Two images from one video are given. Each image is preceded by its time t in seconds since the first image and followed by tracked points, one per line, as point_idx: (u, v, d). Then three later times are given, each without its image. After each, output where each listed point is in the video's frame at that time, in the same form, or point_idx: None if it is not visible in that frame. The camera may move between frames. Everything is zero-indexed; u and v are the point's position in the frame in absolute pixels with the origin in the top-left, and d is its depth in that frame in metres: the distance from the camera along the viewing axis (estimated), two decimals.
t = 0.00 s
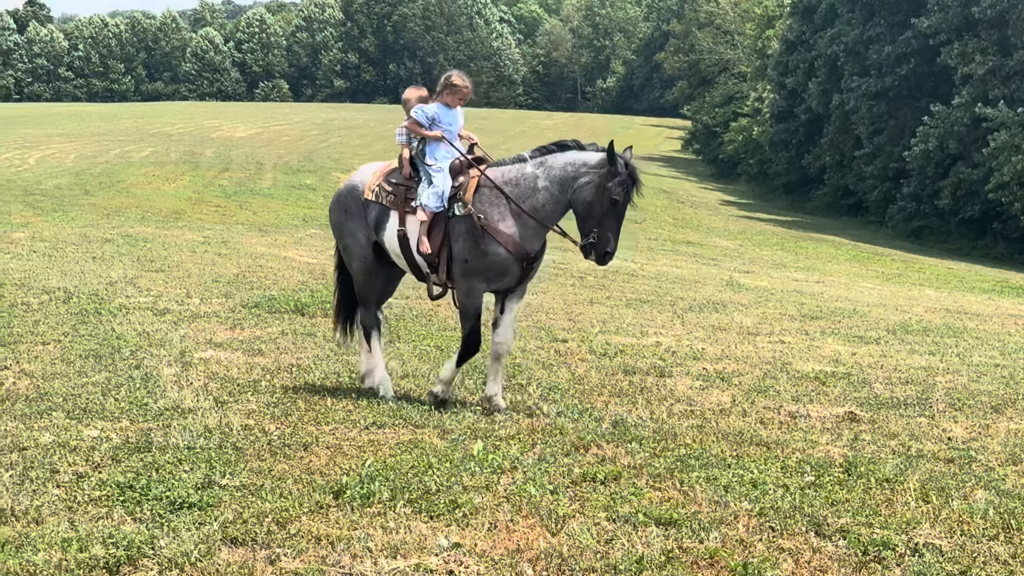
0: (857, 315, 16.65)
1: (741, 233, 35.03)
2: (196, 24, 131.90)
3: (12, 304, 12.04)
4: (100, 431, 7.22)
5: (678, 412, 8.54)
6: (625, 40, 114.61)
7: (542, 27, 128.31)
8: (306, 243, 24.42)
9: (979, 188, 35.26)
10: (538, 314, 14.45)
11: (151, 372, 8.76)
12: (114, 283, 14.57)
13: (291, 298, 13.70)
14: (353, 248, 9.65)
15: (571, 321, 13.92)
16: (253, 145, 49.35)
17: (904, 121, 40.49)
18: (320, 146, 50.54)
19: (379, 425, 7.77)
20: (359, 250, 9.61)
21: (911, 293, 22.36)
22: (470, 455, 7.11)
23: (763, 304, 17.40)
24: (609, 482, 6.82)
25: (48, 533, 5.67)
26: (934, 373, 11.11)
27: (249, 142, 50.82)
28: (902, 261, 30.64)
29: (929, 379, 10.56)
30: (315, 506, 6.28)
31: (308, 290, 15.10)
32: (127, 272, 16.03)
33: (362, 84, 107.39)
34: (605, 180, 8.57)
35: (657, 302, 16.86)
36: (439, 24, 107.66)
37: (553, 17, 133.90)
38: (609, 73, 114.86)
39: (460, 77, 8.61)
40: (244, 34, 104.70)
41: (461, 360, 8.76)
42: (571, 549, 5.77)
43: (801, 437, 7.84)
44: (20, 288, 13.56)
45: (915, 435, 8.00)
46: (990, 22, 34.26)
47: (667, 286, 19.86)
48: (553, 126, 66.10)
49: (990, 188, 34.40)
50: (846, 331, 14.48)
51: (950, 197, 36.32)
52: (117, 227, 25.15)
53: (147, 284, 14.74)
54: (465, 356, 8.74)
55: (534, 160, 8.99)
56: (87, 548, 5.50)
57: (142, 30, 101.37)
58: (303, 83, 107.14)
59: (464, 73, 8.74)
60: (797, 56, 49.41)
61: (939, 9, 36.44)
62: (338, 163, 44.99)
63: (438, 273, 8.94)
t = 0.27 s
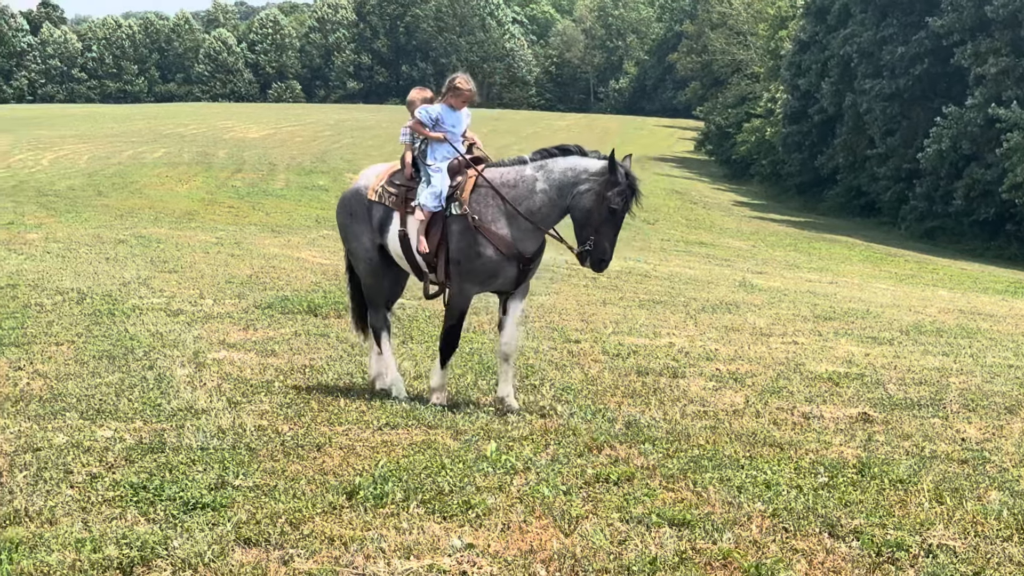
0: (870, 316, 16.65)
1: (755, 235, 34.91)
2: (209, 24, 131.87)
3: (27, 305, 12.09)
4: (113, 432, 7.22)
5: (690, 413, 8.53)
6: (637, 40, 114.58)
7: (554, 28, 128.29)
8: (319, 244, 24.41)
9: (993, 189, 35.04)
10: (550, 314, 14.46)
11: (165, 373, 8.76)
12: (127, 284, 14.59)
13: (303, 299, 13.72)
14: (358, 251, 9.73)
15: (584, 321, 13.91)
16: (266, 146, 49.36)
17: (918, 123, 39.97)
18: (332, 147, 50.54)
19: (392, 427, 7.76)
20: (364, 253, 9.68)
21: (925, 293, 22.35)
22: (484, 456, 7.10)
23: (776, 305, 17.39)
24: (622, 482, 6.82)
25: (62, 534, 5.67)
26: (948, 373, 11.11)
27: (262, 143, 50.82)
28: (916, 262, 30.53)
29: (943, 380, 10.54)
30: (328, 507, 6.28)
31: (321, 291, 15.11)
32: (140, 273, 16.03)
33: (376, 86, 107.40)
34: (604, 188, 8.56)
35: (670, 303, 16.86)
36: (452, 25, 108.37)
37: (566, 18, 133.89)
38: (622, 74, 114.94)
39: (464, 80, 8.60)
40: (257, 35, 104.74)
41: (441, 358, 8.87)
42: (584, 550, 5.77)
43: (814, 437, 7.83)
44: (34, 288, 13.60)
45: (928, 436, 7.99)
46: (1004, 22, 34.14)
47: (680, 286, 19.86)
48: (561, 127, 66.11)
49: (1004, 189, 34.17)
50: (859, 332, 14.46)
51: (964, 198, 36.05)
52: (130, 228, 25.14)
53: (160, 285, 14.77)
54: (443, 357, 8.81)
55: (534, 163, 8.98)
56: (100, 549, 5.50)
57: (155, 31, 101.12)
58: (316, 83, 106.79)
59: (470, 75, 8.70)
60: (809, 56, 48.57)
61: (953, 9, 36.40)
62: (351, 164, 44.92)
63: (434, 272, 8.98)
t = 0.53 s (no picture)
0: (885, 318, 16.62)
1: (769, 236, 34.81)
2: (224, 26, 132.11)
3: (42, 306, 12.13)
4: (128, 433, 7.24)
5: (705, 415, 8.52)
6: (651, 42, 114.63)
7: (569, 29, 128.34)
8: (333, 245, 24.46)
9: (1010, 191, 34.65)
10: (564, 316, 14.47)
11: (180, 374, 8.77)
12: (142, 286, 14.63)
13: (318, 301, 13.76)
14: (361, 252, 9.97)
15: (598, 323, 13.91)
16: (282, 148, 49.46)
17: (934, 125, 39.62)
18: (348, 148, 50.59)
19: (406, 428, 7.76)
20: (368, 254, 9.92)
21: (940, 295, 22.32)
22: (498, 458, 7.10)
23: (790, 307, 17.36)
24: (637, 484, 6.81)
25: (78, 534, 5.68)
26: (963, 375, 11.09)
27: (277, 144, 50.89)
28: (932, 264, 30.44)
29: (959, 382, 10.50)
30: (343, 508, 6.29)
31: (335, 292, 15.15)
32: (155, 275, 16.08)
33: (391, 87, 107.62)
34: (598, 196, 8.61)
35: (685, 304, 16.85)
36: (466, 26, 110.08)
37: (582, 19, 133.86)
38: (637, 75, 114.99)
39: (467, 82, 8.73)
40: (272, 36, 104.91)
41: (450, 360, 8.86)
42: (599, 551, 5.76)
43: (830, 439, 7.82)
44: (49, 289, 13.63)
45: (944, 438, 7.98)
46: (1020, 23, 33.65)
47: (695, 288, 19.85)
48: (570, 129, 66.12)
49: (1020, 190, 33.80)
50: (874, 334, 14.45)
51: (979, 200, 35.74)
52: (145, 230, 25.21)
53: (175, 286, 14.81)
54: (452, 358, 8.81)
55: (533, 166, 9.00)
56: (115, 550, 5.51)
57: (170, 33, 101.16)
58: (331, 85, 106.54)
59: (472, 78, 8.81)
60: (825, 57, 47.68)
61: (969, 11, 35.86)
62: (366, 165, 44.89)
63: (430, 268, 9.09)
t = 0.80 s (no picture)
0: (901, 320, 16.62)
1: (784, 238, 34.73)
2: (241, 30, 132.61)
3: (58, 308, 12.18)
4: (144, 435, 7.25)
5: (721, 418, 8.51)
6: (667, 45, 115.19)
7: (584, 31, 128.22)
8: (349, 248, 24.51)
9: None
10: (578, 319, 14.48)
11: (195, 377, 8.79)
12: (157, 288, 14.67)
13: (333, 303, 13.79)
14: (361, 253, 9.86)
15: (613, 326, 13.93)
16: (298, 150, 49.54)
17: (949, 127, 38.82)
18: (364, 151, 50.65)
19: (422, 431, 7.77)
20: (366, 257, 9.83)
21: (956, 298, 22.33)
22: (513, 460, 7.10)
23: (805, 309, 17.35)
24: (652, 487, 6.81)
25: (94, 536, 5.69)
26: (979, 378, 11.09)
27: (293, 147, 50.95)
28: (947, 267, 30.33)
29: (974, 385, 10.47)
30: (359, 510, 6.29)
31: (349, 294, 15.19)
32: (170, 277, 16.12)
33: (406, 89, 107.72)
34: (597, 199, 8.61)
35: (700, 307, 16.85)
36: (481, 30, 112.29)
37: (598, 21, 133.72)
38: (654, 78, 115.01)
39: (468, 82, 8.69)
40: (287, 39, 104.14)
41: (464, 364, 8.81)
42: (614, 554, 5.76)
43: (845, 442, 7.82)
44: (64, 292, 13.66)
45: (960, 441, 7.97)
46: None
47: (710, 291, 19.86)
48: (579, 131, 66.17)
49: None
50: (889, 337, 14.44)
51: (995, 203, 35.30)
52: (161, 232, 25.28)
53: (190, 288, 14.84)
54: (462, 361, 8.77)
55: (533, 169, 9.02)
56: (130, 552, 5.51)
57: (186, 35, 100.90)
58: (347, 87, 106.14)
59: (474, 78, 8.79)
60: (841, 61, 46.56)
61: (985, 12, 35.06)
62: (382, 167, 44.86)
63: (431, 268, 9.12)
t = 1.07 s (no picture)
0: (917, 324, 16.58)
1: (799, 241, 34.61)
2: (257, 33, 133.23)
3: (74, 311, 12.25)
4: (160, 437, 7.26)
5: (737, 421, 8.51)
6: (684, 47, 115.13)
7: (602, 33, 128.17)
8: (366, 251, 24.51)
9: None
10: (594, 322, 14.49)
11: (211, 379, 8.81)
12: (174, 291, 14.70)
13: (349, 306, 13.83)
14: (366, 257, 9.89)
15: (629, 329, 13.94)
16: (314, 153, 49.57)
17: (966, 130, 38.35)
18: (380, 153, 50.63)
19: (438, 434, 7.77)
20: (371, 261, 9.88)
21: (971, 301, 22.30)
22: (529, 463, 7.09)
23: (820, 313, 17.32)
24: (667, 490, 6.80)
25: (110, 538, 5.70)
26: (996, 382, 11.07)
27: (309, 150, 50.94)
28: (965, 271, 30.20)
29: (991, 389, 10.43)
30: (374, 513, 6.29)
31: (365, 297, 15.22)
32: (186, 280, 16.15)
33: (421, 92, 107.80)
34: (598, 202, 8.65)
35: (716, 310, 16.84)
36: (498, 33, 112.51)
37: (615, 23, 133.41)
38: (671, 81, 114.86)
39: (472, 84, 8.77)
40: (305, 42, 105.70)
41: (475, 368, 8.89)
42: (630, 557, 5.75)
43: (861, 445, 7.81)
44: (81, 294, 13.74)
45: (977, 444, 7.95)
46: None
47: (726, 294, 19.84)
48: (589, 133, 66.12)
49: None
50: (906, 340, 14.42)
51: (1011, 205, 34.92)
52: (177, 235, 25.30)
53: (206, 291, 14.89)
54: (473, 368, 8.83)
55: (535, 171, 9.07)
56: (147, 555, 5.51)
57: (202, 38, 100.81)
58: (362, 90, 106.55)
59: (477, 80, 8.87)
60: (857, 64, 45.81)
61: (1003, 16, 34.64)
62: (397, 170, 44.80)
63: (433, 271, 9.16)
